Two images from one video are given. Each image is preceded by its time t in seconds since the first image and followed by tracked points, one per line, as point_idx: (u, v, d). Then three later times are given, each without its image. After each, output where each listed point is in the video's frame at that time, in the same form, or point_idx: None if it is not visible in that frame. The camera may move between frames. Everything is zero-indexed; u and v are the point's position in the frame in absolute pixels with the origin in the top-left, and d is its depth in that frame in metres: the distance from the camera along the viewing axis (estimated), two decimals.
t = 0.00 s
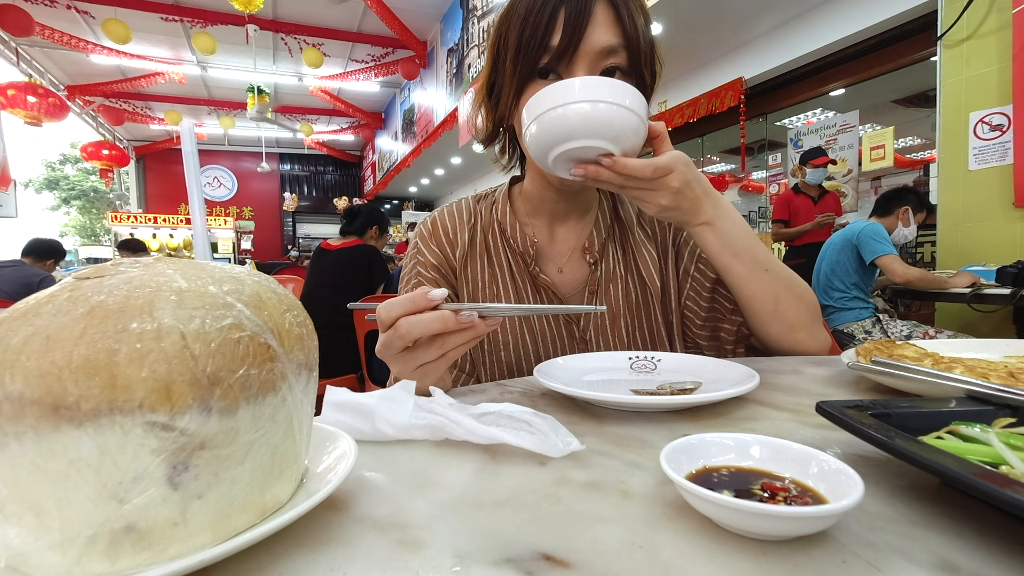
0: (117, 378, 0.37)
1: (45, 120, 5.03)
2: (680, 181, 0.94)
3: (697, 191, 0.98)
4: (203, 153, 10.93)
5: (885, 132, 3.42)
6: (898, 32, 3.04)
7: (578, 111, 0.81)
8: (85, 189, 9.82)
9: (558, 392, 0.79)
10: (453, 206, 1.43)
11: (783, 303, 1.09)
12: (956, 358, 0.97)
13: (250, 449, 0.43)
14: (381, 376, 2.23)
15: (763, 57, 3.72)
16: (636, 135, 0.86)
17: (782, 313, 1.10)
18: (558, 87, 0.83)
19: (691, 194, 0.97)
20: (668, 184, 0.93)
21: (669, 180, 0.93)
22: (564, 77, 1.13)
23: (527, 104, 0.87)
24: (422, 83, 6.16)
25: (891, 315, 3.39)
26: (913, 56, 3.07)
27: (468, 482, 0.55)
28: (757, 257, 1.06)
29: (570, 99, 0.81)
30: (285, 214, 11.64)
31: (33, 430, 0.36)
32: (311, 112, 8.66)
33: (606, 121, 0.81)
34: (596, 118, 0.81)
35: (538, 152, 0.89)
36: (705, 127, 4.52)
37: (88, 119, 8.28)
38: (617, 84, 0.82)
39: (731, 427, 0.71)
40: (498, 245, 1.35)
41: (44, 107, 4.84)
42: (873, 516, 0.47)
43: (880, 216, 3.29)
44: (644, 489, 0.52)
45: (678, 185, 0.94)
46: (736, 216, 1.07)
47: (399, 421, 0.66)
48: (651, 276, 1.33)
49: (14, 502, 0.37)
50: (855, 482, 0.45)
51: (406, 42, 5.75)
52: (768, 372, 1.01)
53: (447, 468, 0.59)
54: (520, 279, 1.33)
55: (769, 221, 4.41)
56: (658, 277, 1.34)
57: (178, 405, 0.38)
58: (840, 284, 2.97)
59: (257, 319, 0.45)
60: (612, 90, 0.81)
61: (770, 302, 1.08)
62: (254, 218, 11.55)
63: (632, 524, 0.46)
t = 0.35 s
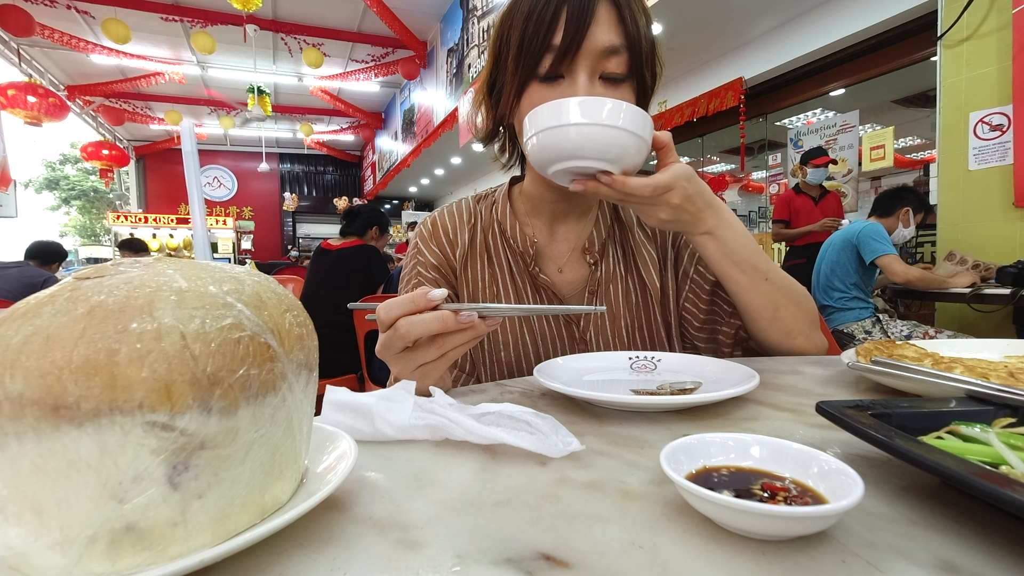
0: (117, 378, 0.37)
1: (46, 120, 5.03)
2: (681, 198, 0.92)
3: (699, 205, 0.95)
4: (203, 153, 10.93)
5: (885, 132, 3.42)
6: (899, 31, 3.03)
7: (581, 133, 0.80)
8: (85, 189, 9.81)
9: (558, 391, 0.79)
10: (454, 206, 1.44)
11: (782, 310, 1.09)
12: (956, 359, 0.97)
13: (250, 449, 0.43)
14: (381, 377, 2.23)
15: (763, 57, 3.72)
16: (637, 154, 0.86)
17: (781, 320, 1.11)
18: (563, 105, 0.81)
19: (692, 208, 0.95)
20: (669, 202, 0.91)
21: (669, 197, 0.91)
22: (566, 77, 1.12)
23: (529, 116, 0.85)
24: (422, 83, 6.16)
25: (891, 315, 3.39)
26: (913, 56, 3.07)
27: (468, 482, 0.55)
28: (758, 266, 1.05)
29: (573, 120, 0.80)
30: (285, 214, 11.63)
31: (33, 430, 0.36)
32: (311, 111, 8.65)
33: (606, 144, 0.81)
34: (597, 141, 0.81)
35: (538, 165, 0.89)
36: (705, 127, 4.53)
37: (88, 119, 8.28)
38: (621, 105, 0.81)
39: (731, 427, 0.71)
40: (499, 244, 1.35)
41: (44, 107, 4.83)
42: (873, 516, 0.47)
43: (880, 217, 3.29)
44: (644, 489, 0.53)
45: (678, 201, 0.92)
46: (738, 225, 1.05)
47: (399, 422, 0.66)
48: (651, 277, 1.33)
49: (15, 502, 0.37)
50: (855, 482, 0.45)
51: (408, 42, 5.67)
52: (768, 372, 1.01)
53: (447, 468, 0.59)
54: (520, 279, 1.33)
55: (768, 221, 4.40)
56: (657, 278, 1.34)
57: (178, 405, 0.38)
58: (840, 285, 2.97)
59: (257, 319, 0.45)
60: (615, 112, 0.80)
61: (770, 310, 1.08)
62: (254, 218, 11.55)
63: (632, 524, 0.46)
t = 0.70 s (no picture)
0: (117, 378, 0.37)
1: (45, 120, 5.02)
2: (727, 213, 0.85)
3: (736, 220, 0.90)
4: (203, 153, 10.93)
5: (885, 132, 3.39)
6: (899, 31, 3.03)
7: (627, 148, 0.66)
8: (85, 189, 9.80)
9: (558, 392, 0.79)
10: (453, 206, 1.43)
11: (795, 313, 1.09)
12: (957, 358, 0.97)
13: (250, 449, 0.43)
14: (381, 377, 2.23)
15: (763, 57, 3.72)
16: (692, 169, 0.71)
17: (791, 324, 1.11)
18: (606, 115, 0.66)
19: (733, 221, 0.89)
20: (717, 218, 0.84)
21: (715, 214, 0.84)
22: (560, 77, 1.11)
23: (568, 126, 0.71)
24: (422, 83, 6.15)
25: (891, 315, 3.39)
26: (913, 56, 3.06)
27: (467, 482, 0.55)
28: (778, 274, 1.04)
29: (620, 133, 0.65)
30: (285, 214, 11.63)
31: (33, 430, 0.36)
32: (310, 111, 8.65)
33: (660, 158, 0.67)
34: (650, 157, 0.66)
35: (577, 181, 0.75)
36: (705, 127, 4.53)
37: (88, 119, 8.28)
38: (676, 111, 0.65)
39: (731, 427, 0.71)
40: (497, 245, 1.35)
41: (44, 107, 4.83)
42: (873, 516, 0.47)
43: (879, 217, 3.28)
44: (644, 489, 0.52)
45: (724, 216, 0.86)
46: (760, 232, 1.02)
47: (399, 422, 0.66)
48: (651, 277, 1.33)
49: (15, 502, 0.37)
50: (855, 482, 0.45)
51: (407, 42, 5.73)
52: (768, 373, 1.02)
53: (447, 468, 0.59)
54: (520, 279, 1.33)
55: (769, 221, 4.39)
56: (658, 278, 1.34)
57: (178, 405, 0.38)
58: (840, 284, 2.96)
59: (257, 319, 0.45)
60: (668, 118, 0.65)
61: (783, 317, 1.09)
62: (254, 218, 11.54)
63: (632, 524, 0.46)
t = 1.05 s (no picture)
0: (117, 378, 0.37)
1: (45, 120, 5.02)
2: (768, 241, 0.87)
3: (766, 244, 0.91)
4: (203, 153, 10.93)
5: (885, 132, 3.40)
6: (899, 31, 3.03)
7: (673, 185, 0.62)
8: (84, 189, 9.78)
9: (558, 392, 0.79)
10: (449, 208, 1.43)
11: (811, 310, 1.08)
12: (957, 359, 0.97)
13: (250, 449, 0.43)
14: (381, 378, 2.24)
15: (762, 58, 3.73)
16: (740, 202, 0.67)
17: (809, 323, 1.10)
18: (651, 146, 0.61)
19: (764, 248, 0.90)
20: (760, 244, 0.86)
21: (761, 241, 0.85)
22: (551, 71, 1.10)
23: (606, 157, 0.67)
24: (421, 83, 6.14)
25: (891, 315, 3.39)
26: (913, 56, 3.06)
27: (467, 482, 0.55)
28: (798, 279, 1.04)
29: (659, 169, 0.61)
30: (285, 215, 11.61)
31: (33, 430, 0.36)
32: (310, 112, 8.64)
33: (706, 196, 0.62)
34: (696, 196, 0.62)
35: (612, 214, 0.71)
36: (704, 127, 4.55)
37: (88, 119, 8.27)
38: (728, 144, 0.60)
39: (731, 427, 0.71)
40: (494, 245, 1.35)
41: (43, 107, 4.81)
42: (873, 516, 0.47)
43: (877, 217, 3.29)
44: (644, 489, 0.52)
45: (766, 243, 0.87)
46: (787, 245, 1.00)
47: (398, 424, 0.66)
48: (649, 274, 1.33)
49: (15, 502, 0.37)
50: (855, 483, 0.45)
51: (407, 42, 5.73)
52: (767, 373, 1.02)
53: (447, 468, 0.59)
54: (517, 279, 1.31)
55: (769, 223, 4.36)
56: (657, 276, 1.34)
57: (178, 405, 0.38)
58: (840, 285, 2.97)
59: (257, 319, 0.45)
60: (710, 152, 0.60)
61: (802, 318, 1.08)
62: (253, 218, 11.54)
63: (631, 524, 0.46)
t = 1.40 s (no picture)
0: (119, 376, 0.37)
1: (48, 119, 5.01)
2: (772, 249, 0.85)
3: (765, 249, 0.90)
4: (206, 152, 10.96)
5: (888, 132, 3.37)
6: (901, 31, 3.04)
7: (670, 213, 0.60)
8: (88, 187, 9.80)
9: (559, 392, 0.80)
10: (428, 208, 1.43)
11: (797, 289, 1.08)
12: (959, 359, 0.97)
13: (252, 447, 0.43)
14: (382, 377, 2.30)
15: (764, 57, 3.77)
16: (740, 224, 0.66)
17: (804, 312, 1.09)
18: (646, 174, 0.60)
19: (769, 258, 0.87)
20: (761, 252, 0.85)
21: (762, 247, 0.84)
22: (536, 49, 1.05)
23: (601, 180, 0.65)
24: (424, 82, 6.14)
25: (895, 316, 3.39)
26: (915, 56, 3.05)
27: (469, 481, 0.55)
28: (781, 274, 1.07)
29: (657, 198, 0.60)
30: (287, 214, 11.63)
31: (36, 428, 0.36)
32: (313, 111, 8.65)
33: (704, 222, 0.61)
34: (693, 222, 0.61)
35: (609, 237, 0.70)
36: (707, 127, 4.58)
37: (91, 117, 8.28)
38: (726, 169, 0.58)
39: (732, 427, 0.71)
40: (474, 247, 1.34)
41: (48, 106, 4.82)
42: (876, 517, 0.47)
43: (896, 218, 3.04)
44: (646, 489, 0.52)
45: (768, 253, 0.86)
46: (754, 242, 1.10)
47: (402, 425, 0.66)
48: (638, 273, 1.33)
49: (18, 500, 0.37)
50: (857, 483, 0.45)
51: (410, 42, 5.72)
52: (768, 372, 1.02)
53: (448, 467, 0.59)
54: (498, 283, 1.31)
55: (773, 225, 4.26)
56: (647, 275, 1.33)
57: (180, 403, 0.38)
58: (856, 286, 2.96)
59: (259, 318, 0.45)
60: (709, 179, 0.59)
61: (786, 289, 1.07)
62: (256, 217, 11.56)
63: (633, 524, 0.46)
